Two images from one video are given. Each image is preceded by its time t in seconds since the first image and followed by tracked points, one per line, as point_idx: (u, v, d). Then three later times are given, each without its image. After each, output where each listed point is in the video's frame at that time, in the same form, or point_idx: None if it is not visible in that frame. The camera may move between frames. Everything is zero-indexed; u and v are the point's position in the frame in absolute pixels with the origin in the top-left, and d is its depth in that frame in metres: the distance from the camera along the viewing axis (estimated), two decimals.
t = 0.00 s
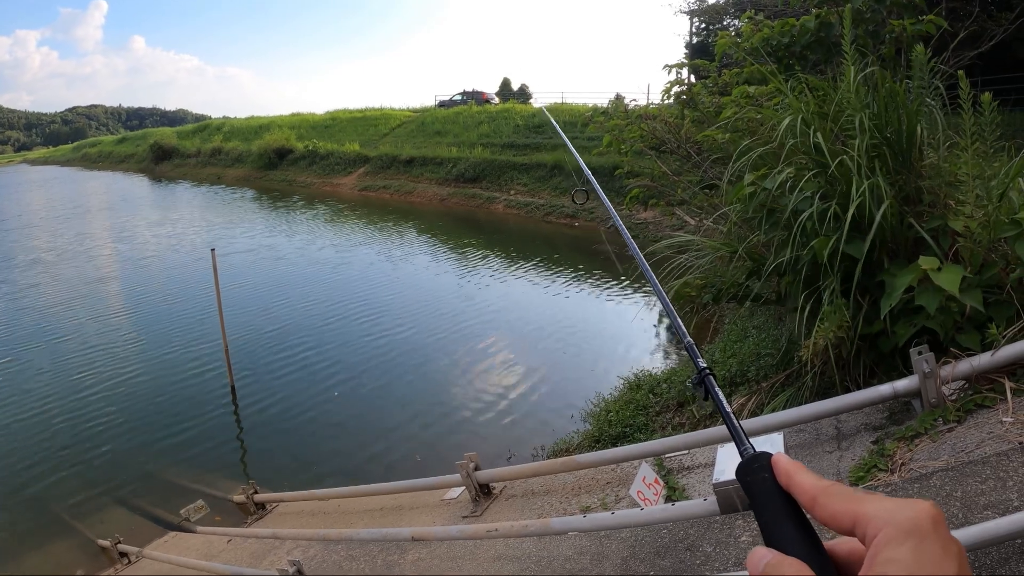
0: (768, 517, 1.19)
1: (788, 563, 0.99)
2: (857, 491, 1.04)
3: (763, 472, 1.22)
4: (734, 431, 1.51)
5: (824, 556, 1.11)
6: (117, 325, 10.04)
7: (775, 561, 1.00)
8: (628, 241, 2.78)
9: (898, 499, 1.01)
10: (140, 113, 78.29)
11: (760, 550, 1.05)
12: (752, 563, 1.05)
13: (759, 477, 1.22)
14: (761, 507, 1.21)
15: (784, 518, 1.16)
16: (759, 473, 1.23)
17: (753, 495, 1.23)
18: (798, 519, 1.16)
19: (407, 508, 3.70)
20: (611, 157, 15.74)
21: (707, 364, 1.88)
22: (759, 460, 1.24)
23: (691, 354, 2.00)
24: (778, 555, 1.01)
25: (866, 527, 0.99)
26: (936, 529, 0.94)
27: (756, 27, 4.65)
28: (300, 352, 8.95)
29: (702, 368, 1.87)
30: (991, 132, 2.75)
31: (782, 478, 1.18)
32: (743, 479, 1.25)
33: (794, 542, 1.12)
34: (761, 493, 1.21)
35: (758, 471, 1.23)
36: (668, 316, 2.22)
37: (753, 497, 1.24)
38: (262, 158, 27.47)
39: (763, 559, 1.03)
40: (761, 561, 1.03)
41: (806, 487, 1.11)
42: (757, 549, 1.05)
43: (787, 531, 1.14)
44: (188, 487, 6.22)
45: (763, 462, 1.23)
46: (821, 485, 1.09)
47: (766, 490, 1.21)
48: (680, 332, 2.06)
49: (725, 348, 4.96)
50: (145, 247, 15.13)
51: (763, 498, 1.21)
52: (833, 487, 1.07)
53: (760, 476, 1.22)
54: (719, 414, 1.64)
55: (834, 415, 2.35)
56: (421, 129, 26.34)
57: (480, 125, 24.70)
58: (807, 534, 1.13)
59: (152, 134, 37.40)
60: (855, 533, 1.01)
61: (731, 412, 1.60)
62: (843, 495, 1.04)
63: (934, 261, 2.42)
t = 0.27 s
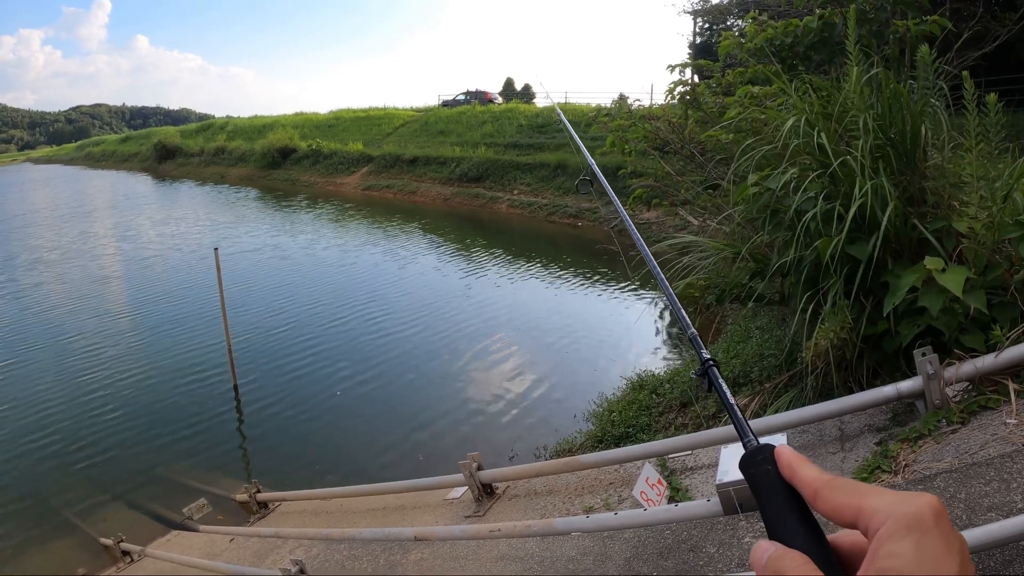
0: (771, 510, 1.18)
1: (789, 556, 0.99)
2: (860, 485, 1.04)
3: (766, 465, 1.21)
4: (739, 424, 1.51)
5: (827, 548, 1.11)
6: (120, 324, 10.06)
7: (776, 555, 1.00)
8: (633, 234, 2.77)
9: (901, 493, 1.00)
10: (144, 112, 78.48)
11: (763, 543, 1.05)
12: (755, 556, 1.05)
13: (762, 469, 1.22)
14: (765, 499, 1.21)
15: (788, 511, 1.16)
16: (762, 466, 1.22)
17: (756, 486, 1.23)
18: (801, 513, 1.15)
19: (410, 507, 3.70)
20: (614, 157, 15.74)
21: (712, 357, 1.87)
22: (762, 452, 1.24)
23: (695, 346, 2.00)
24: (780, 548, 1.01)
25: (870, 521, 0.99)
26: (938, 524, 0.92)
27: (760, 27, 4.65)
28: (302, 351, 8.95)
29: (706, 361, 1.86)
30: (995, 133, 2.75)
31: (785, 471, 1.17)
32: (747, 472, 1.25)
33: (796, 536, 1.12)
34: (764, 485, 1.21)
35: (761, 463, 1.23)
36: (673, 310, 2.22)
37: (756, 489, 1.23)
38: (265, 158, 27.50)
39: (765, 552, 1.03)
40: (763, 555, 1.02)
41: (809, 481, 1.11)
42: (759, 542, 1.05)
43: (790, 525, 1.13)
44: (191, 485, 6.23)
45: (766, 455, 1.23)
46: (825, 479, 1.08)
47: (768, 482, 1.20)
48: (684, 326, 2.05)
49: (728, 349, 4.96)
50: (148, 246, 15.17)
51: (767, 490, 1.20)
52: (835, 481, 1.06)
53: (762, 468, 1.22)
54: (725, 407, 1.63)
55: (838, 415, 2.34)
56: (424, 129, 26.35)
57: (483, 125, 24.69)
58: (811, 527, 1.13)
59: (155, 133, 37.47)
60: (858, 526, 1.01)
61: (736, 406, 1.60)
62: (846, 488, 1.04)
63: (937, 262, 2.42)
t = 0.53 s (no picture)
0: (773, 515, 1.18)
1: (794, 560, 0.99)
2: (862, 487, 1.04)
3: (767, 469, 1.21)
4: (739, 427, 1.51)
5: (829, 551, 1.11)
6: (121, 325, 10.06)
7: (780, 559, 1.00)
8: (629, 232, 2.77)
9: (903, 495, 1.01)
10: (145, 113, 78.54)
11: (766, 547, 1.05)
12: (757, 560, 1.05)
13: (763, 473, 1.22)
14: (766, 503, 1.20)
15: (790, 514, 1.16)
16: (763, 470, 1.22)
17: (758, 491, 1.22)
18: (804, 517, 1.15)
19: (410, 509, 3.70)
20: (615, 158, 15.73)
21: (712, 361, 1.88)
22: (763, 456, 1.24)
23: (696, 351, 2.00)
24: (783, 552, 1.01)
25: (872, 523, 0.99)
26: (942, 526, 0.92)
27: (761, 29, 4.66)
28: (303, 352, 8.97)
29: (707, 364, 1.87)
30: (997, 135, 2.75)
31: (787, 475, 1.17)
32: (748, 476, 1.25)
33: (798, 539, 1.12)
34: (766, 490, 1.21)
35: (762, 467, 1.23)
36: (672, 312, 2.22)
37: (757, 493, 1.23)
38: (266, 159, 27.52)
39: (769, 555, 1.02)
40: (766, 559, 1.02)
41: (811, 483, 1.12)
42: (762, 546, 1.04)
43: (793, 528, 1.13)
44: (192, 486, 6.24)
45: (767, 459, 1.23)
46: (828, 481, 1.09)
47: (770, 486, 1.20)
48: (684, 328, 2.06)
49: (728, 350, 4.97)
50: (149, 247, 15.18)
51: (768, 495, 1.20)
52: (839, 484, 1.07)
53: (764, 472, 1.22)
54: (724, 411, 1.63)
55: (839, 417, 2.34)
56: (424, 130, 26.37)
57: (484, 126, 24.70)
58: (812, 530, 1.13)
59: (156, 134, 37.49)
60: (861, 528, 1.01)
61: (736, 409, 1.60)
62: (848, 491, 1.04)
63: (938, 265, 2.42)
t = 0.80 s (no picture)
0: (771, 523, 1.18)
1: (791, 569, 0.98)
2: (858, 492, 1.03)
3: (764, 478, 1.21)
4: (736, 439, 1.50)
5: (829, 558, 1.10)
6: (121, 327, 10.07)
7: (778, 568, 1.00)
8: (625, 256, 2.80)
9: (899, 498, 1.00)
10: (146, 115, 78.57)
11: (764, 557, 1.05)
12: (756, 571, 1.05)
13: (759, 482, 1.22)
14: (765, 513, 1.20)
15: (788, 522, 1.15)
16: (760, 479, 1.22)
17: (756, 501, 1.22)
18: (801, 524, 1.15)
19: (411, 511, 3.69)
20: (616, 160, 15.74)
21: (707, 371, 1.88)
22: (759, 465, 1.24)
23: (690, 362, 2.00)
24: (781, 561, 1.01)
25: (869, 529, 0.98)
26: (939, 528, 0.91)
27: (762, 31, 4.66)
28: (304, 355, 8.96)
29: (701, 375, 1.87)
30: (998, 137, 2.75)
31: (783, 483, 1.17)
32: (745, 485, 1.25)
33: (798, 548, 1.12)
34: (763, 499, 1.21)
35: (759, 476, 1.23)
36: (662, 318, 2.22)
37: (756, 502, 1.23)
38: (266, 161, 27.54)
39: (768, 565, 1.02)
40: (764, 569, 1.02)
41: (807, 490, 1.11)
42: (760, 556, 1.04)
43: (791, 536, 1.13)
44: (192, 489, 6.23)
45: (763, 468, 1.23)
46: (823, 487, 1.09)
47: (767, 495, 1.20)
48: (677, 339, 2.06)
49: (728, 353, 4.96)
50: (150, 250, 15.18)
51: (766, 504, 1.20)
52: (833, 489, 1.06)
53: (761, 481, 1.22)
54: (718, 420, 1.62)
55: (839, 420, 2.34)
56: (425, 132, 26.39)
57: (484, 128, 24.73)
58: (811, 538, 1.13)
59: (157, 136, 37.50)
60: (858, 534, 1.00)
61: (731, 418, 1.59)
62: (844, 496, 1.03)
63: (938, 268, 2.42)
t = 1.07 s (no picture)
0: (771, 525, 1.18)
1: (790, 570, 0.98)
2: (858, 493, 1.03)
3: (762, 479, 1.21)
4: (733, 439, 1.50)
5: (828, 560, 1.10)
6: (123, 327, 10.08)
7: (776, 570, 1.00)
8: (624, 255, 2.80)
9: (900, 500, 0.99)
10: (148, 116, 78.71)
11: (763, 559, 1.05)
12: (755, 573, 1.05)
13: (758, 484, 1.22)
14: (763, 514, 1.21)
15: (786, 525, 1.16)
16: (758, 480, 1.23)
17: (755, 504, 1.23)
18: (801, 527, 1.15)
19: (412, 513, 3.70)
20: (618, 162, 15.75)
21: (705, 372, 1.88)
22: (758, 466, 1.24)
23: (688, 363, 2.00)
24: (779, 562, 1.01)
25: (868, 530, 0.98)
26: (940, 529, 0.90)
27: (765, 34, 4.67)
28: (305, 355, 8.97)
29: (699, 376, 1.87)
30: (1000, 140, 2.75)
31: (782, 484, 1.17)
32: (744, 487, 1.25)
33: (797, 550, 1.12)
34: (762, 501, 1.21)
35: (758, 478, 1.23)
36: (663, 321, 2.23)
37: (755, 505, 1.23)
38: (269, 162, 27.57)
39: (767, 567, 1.02)
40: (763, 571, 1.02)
41: (806, 492, 1.11)
42: (759, 558, 1.04)
43: (791, 538, 1.13)
44: (193, 489, 6.24)
45: (762, 469, 1.23)
46: (823, 488, 1.08)
47: (766, 497, 1.20)
48: (677, 342, 2.07)
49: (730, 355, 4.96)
50: (152, 250, 15.20)
51: (765, 506, 1.20)
52: (833, 491, 1.06)
53: (759, 483, 1.22)
54: (715, 418, 1.63)
55: (841, 423, 2.33)
56: (427, 134, 26.42)
57: (486, 130, 24.76)
58: (811, 541, 1.13)
59: (159, 137, 37.55)
60: (858, 536, 0.99)
61: (728, 416, 1.59)
62: (843, 498, 1.03)
63: (941, 270, 2.42)
